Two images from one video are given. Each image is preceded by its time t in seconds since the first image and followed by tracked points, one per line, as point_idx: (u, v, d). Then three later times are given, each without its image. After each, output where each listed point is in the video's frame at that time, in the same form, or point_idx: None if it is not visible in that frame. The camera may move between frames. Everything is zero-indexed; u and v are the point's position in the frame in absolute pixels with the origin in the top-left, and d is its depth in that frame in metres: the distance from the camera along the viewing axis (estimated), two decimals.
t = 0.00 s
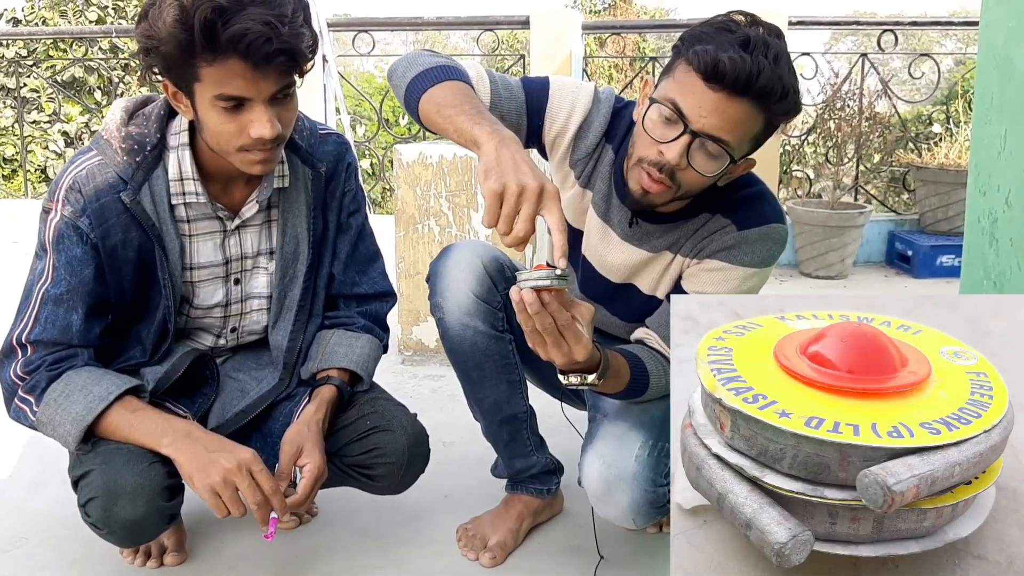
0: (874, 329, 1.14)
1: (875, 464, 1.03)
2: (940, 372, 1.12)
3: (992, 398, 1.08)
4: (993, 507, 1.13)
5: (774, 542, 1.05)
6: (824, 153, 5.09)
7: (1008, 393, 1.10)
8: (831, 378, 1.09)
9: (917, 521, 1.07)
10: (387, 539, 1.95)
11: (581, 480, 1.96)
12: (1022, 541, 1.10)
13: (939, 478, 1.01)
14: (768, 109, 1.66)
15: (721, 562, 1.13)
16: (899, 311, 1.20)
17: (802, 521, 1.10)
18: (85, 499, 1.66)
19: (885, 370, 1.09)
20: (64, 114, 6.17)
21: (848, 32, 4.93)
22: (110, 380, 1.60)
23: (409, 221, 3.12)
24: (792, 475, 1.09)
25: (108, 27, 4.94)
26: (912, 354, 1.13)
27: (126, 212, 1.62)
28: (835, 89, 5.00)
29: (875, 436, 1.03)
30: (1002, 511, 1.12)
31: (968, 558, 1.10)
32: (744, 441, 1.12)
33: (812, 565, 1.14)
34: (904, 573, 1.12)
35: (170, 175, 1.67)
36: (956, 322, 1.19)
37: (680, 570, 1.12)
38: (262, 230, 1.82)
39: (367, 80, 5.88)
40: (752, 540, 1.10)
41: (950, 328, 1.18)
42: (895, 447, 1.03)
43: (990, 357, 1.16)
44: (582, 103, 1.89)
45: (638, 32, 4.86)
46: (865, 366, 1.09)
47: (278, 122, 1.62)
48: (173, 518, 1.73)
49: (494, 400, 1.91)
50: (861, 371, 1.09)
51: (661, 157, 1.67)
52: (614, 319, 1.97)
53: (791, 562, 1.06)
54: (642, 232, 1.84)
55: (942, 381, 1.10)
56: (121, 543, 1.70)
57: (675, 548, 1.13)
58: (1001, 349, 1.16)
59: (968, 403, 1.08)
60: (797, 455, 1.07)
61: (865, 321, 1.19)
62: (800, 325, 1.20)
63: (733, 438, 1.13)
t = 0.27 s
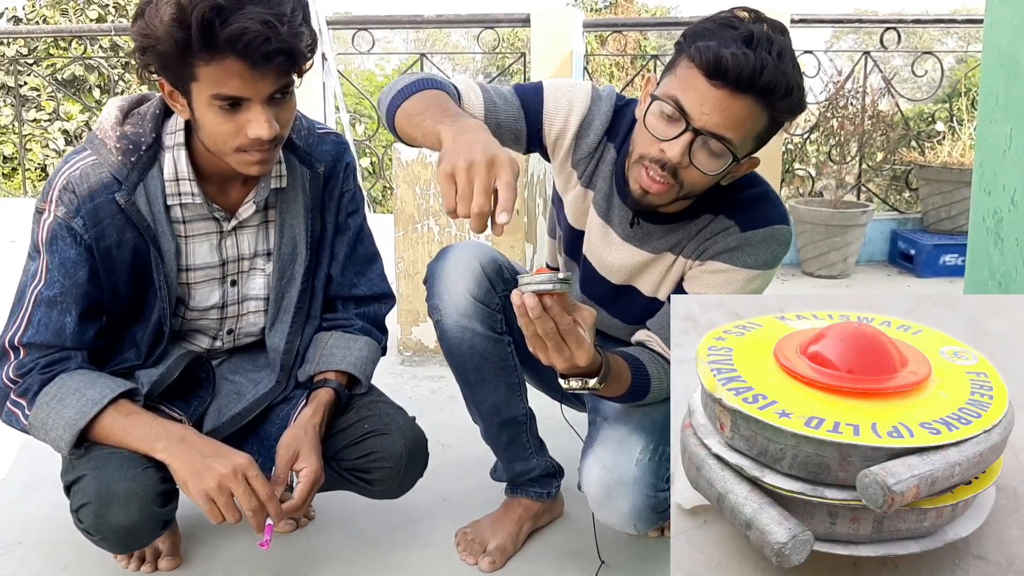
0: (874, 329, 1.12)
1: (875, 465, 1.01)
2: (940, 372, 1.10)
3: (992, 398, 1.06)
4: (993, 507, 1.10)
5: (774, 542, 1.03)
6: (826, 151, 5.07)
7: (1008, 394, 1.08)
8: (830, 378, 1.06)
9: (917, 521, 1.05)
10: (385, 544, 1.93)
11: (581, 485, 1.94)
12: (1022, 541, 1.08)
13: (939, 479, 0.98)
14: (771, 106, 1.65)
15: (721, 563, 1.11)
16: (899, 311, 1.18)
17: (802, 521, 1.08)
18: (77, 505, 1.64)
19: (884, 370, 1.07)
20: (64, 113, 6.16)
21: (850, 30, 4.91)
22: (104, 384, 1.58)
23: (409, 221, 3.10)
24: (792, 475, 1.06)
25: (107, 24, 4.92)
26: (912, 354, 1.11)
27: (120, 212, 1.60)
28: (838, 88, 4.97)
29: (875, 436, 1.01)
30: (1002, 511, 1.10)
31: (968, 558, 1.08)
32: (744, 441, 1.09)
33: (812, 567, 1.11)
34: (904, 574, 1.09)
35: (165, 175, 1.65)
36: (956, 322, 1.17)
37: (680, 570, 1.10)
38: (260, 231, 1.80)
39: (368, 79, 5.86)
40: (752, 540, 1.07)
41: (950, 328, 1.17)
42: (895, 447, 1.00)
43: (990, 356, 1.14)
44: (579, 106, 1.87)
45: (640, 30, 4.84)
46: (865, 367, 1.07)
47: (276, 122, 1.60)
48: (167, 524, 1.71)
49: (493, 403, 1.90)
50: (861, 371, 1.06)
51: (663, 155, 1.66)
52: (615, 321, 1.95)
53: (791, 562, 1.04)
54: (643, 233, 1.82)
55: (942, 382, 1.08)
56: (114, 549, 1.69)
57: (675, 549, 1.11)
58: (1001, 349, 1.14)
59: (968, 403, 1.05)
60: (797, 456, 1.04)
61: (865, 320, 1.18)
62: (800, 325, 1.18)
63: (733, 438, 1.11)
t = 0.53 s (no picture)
0: (874, 329, 1.09)
1: (875, 465, 0.99)
2: (940, 372, 1.08)
3: (992, 398, 1.04)
4: (993, 506, 1.09)
5: (773, 542, 1.01)
6: (831, 150, 5.04)
7: (1008, 394, 1.06)
8: (830, 378, 1.04)
9: (917, 521, 1.03)
10: (386, 546, 1.92)
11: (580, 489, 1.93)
12: (1022, 541, 1.06)
13: (939, 479, 0.96)
14: (782, 96, 1.62)
15: (720, 563, 1.10)
16: (900, 311, 1.17)
17: (801, 521, 1.06)
18: (74, 507, 1.63)
19: (884, 370, 1.04)
20: (67, 111, 6.15)
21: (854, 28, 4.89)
22: (101, 385, 1.57)
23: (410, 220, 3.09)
24: (792, 475, 1.05)
25: (108, 22, 4.91)
26: (912, 355, 1.09)
27: (119, 211, 1.59)
28: (842, 86, 4.95)
29: (874, 436, 0.99)
30: (1002, 511, 1.08)
31: (968, 558, 1.06)
32: (744, 441, 1.07)
33: (812, 566, 1.10)
34: (904, 574, 1.07)
35: (164, 174, 1.64)
36: (955, 321, 1.16)
37: (679, 571, 1.09)
38: (260, 230, 1.78)
39: (370, 77, 5.84)
40: (752, 540, 1.05)
41: (948, 327, 1.16)
42: (895, 447, 0.98)
43: (990, 356, 1.13)
44: (569, 115, 1.85)
45: (642, 28, 4.81)
46: (865, 366, 1.04)
47: (279, 117, 1.58)
48: (165, 527, 1.70)
49: (494, 405, 1.88)
50: (861, 371, 1.04)
51: (674, 150, 1.64)
52: (617, 320, 1.95)
53: (791, 563, 1.02)
54: (648, 230, 1.80)
55: (942, 381, 1.06)
56: (111, 552, 1.67)
57: (675, 546, 1.10)
58: (1002, 349, 1.13)
59: (968, 403, 1.03)
60: (796, 456, 1.02)
61: (865, 320, 1.16)
62: (801, 325, 1.16)
63: (733, 438, 1.09)
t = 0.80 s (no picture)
0: (874, 330, 1.08)
1: (875, 465, 0.98)
2: (940, 372, 1.06)
3: (992, 398, 1.03)
4: (993, 506, 1.08)
5: (774, 542, 0.99)
6: (836, 152, 5.02)
7: (1008, 394, 1.05)
8: (830, 378, 1.03)
9: (916, 520, 1.02)
10: (389, 551, 1.91)
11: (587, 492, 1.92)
12: (1022, 541, 1.05)
13: (938, 479, 0.95)
14: (780, 96, 1.61)
15: (720, 563, 1.09)
16: (899, 312, 1.16)
17: (801, 521, 1.04)
18: (73, 513, 1.62)
19: (884, 370, 1.03)
20: (71, 113, 6.16)
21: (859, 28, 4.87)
22: (101, 390, 1.56)
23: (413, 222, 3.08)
24: (792, 475, 1.03)
25: (111, 25, 4.90)
26: (912, 355, 1.08)
27: (119, 214, 1.58)
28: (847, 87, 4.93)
29: (874, 436, 0.98)
30: (1002, 510, 1.07)
31: (968, 558, 1.05)
32: (744, 441, 1.06)
33: (812, 566, 1.09)
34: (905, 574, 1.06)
35: (165, 177, 1.63)
36: (954, 322, 1.15)
37: (679, 570, 1.08)
38: (261, 233, 1.78)
39: (374, 79, 5.84)
40: (752, 540, 1.03)
41: (948, 328, 1.15)
42: (895, 447, 0.97)
43: (990, 357, 1.12)
44: (562, 133, 1.84)
45: (646, 29, 4.80)
46: (865, 366, 1.03)
47: (278, 121, 1.57)
48: (165, 533, 1.69)
49: (499, 407, 1.87)
50: (861, 371, 1.03)
51: (675, 158, 1.63)
52: (626, 325, 1.93)
53: (791, 563, 1.00)
54: (655, 240, 1.79)
55: (942, 382, 1.05)
56: (111, 559, 1.66)
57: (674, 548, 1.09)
58: (1001, 349, 1.13)
59: (968, 403, 1.02)
60: (796, 456, 1.01)
61: (865, 321, 1.16)
62: (800, 325, 1.15)
63: (733, 438, 1.07)
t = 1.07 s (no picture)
0: (874, 329, 1.06)
1: (875, 465, 0.96)
2: (940, 372, 1.05)
3: (992, 398, 1.01)
4: (993, 506, 1.06)
5: (774, 542, 0.97)
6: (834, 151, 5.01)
7: (1009, 394, 1.03)
8: (830, 378, 1.01)
9: (916, 521, 1.00)
10: (384, 554, 1.90)
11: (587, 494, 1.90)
12: (1023, 541, 1.04)
13: (938, 479, 0.93)
14: (774, 88, 1.60)
15: (720, 563, 1.08)
16: (899, 312, 1.15)
17: (801, 522, 1.03)
18: (63, 516, 1.60)
19: (884, 370, 1.01)
20: (67, 112, 6.13)
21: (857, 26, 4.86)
22: (91, 391, 1.55)
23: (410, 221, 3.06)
24: (792, 475, 1.02)
25: (107, 23, 4.88)
26: (912, 355, 1.06)
27: (110, 212, 1.56)
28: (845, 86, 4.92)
29: (875, 436, 0.96)
30: (1001, 511, 1.06)
31: (968, 558, 1.03)
32: (744, 441, 1.04)
33: (813, 568, 1.07)
34: (905, 574, 1.05)
35: (157, 175, 1.61)
36: (955, 321, 1.15)
37: (679, 571, 1.07)
38: (255, 232, 1.76)
39: (371, 77, 5.82)
40: (752, 541, 1.02)
41: (948, 328, 1.15)
42: (895, 447, 0.95)
43: (990, 356, 1.12)
44: (554, 133, 1.82)
45: (644, 27, 4.78)
46: (865, 366, 1.01)
47: (272, 115, 1.56)
48: (156, 536, 1.67)
49: (495, 409, 1.86)
50: (861, 371, 1.01)
51: (670, 153, 1.62)
52: (623, 325, 1.92)
53: (791, 563, 0.98)
54: (651, 238, 1.77)
55: (942, 382, 1.03)
56: (102, 562, 1.65)
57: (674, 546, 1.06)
58: (1001, 349, 1.13)
59: (968, 403, 1.01)
60: (796, 456, 0.99)
61: (865, 321, 1.14)
62: (800, 326, 1.13)
63: (733, 438, 1.06)
